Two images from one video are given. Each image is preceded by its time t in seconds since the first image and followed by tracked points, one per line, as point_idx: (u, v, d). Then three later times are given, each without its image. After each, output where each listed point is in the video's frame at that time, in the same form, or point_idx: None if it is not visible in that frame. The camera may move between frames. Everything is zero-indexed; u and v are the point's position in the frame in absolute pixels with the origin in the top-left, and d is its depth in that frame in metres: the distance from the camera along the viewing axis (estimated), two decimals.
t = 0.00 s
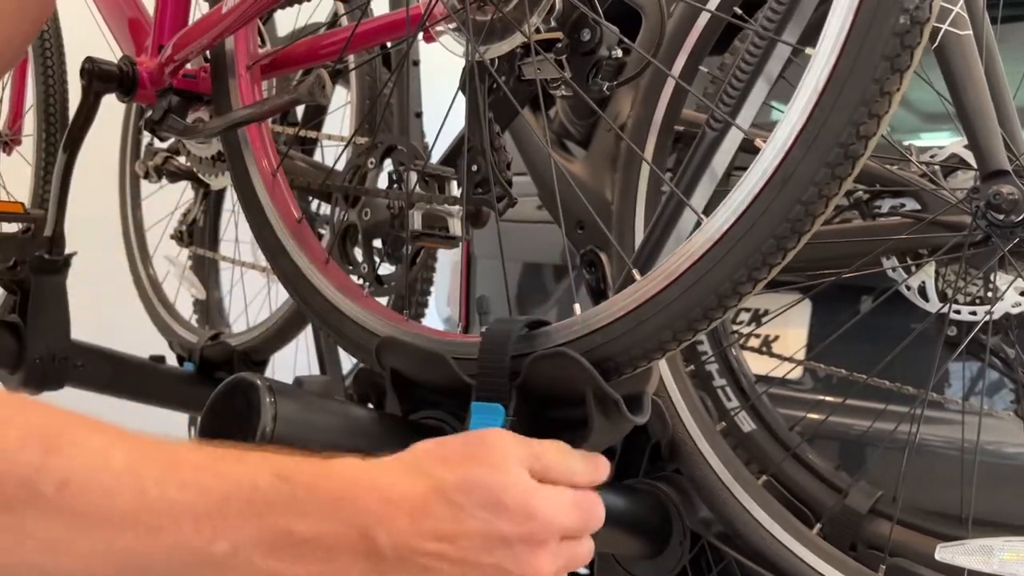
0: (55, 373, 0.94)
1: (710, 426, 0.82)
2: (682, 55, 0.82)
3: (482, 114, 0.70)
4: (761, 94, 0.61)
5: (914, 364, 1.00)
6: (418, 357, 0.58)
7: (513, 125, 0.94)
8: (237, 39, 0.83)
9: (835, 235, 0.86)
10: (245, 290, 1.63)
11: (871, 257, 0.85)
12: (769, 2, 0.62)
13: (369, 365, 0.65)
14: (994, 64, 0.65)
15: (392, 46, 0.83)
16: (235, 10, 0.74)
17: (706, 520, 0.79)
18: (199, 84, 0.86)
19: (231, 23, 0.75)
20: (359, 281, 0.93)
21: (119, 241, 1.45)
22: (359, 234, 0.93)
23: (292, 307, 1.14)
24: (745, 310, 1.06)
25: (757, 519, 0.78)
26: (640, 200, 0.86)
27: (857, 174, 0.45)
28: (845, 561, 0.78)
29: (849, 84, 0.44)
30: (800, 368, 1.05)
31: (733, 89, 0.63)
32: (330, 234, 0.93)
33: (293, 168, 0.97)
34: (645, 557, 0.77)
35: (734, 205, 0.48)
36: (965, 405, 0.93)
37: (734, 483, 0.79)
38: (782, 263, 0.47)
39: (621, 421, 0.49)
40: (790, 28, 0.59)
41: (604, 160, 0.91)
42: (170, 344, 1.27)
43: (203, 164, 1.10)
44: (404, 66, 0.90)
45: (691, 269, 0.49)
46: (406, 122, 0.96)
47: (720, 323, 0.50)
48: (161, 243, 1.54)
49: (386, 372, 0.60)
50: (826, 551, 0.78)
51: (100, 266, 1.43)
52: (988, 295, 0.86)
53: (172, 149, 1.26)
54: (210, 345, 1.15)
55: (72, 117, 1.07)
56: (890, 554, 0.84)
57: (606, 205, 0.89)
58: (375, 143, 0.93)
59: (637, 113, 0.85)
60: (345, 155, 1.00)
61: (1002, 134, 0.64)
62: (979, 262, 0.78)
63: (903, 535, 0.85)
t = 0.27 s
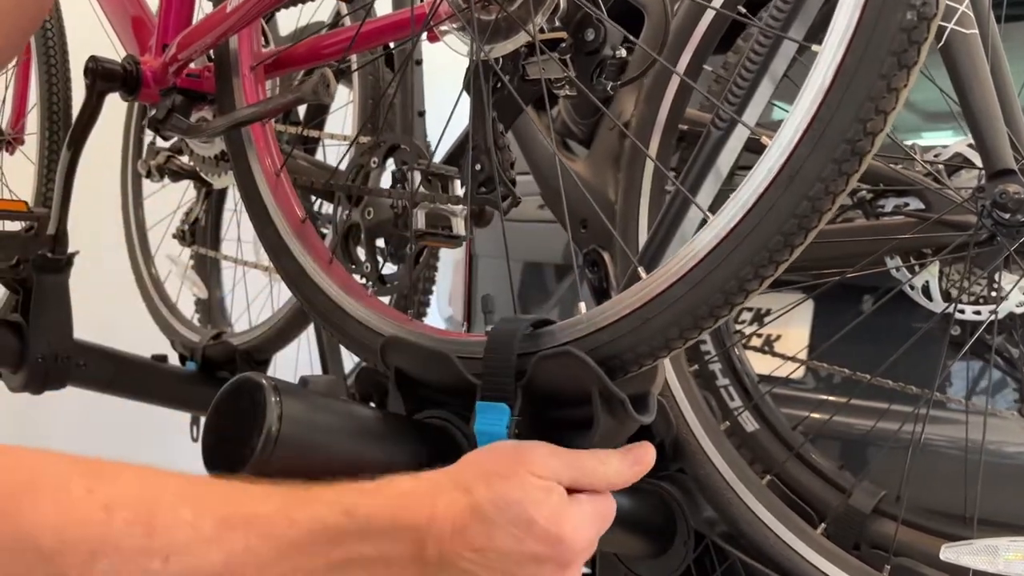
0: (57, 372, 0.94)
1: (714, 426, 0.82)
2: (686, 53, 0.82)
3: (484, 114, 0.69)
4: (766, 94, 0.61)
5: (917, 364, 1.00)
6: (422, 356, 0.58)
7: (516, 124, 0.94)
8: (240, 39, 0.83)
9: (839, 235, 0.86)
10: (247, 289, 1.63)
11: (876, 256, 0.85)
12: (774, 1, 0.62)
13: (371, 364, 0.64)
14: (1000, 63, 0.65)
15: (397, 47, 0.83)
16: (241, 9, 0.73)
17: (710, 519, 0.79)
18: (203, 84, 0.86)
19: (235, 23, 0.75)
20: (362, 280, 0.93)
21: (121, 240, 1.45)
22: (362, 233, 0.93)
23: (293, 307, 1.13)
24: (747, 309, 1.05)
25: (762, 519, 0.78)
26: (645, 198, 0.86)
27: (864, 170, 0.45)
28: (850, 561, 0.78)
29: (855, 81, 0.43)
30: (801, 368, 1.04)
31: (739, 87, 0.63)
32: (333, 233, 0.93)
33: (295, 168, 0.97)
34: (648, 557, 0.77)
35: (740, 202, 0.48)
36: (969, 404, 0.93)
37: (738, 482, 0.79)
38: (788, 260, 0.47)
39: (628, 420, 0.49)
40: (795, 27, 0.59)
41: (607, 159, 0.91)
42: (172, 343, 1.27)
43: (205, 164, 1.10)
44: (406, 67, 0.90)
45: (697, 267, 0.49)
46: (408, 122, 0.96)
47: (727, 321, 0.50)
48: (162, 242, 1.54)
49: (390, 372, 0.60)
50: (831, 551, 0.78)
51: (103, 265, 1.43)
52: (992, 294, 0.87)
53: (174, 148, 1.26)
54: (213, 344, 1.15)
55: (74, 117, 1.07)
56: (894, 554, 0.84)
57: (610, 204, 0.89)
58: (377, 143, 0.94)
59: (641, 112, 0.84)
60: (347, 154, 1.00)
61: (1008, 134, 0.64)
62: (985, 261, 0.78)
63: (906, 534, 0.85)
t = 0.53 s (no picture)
0: (60, 375, 0.93)
1: (720, 435, 0.81)
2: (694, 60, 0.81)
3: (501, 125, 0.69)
4: (775, 101, 0.60)
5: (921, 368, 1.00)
6: (429, 370, 0.57)
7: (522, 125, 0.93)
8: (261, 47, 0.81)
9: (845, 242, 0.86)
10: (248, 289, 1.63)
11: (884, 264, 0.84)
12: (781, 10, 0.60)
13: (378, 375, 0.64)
14: (1011, 72, 0.65)
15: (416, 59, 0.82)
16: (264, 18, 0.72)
17: (716, 528, 0.78)
18: (221, 91, 0.85)
19: (257, 32, 0.74)
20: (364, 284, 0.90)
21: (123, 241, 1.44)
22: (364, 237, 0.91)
23: (297, 310, 1.13)
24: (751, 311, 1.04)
25: (769, 528, 0.77)
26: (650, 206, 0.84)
27: (887, 210, 0.43)
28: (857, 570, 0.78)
29: (884, 120, 0.41)
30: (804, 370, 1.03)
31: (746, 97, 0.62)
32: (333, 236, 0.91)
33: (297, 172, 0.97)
34: (654, 565, 0.77)
35: (759, 235, 0.46)
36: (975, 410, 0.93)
37: (745, 491, 0.79)
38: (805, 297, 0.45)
39: (638, 438, 0.49)
40: (798, 45, 0.58)
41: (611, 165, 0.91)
42: (174, 346, 1.27)
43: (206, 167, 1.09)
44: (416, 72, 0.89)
45: (710, 299, 0.47)
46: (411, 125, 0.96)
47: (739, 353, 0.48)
48: (163, 243, 1.54)
49: (396, 385, 0.60)
50: (838, 560, 0.78)
51: (106, 267, 1.42)
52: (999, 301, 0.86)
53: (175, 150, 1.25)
54: (215, 347, 1.15)
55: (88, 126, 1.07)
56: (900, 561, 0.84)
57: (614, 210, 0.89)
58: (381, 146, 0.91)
59: (646, 119, 0.84)
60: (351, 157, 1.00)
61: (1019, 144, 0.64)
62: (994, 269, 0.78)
63: (913, 541, 0.85)
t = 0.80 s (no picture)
0: (63, 371, 0.94)
1: (720, 429, 0.82)
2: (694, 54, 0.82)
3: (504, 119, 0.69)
4: (772, 94, 0.61)
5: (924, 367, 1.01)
6: (429, 358, 0.58)
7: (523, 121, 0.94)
8: (267, 44, 0.82)
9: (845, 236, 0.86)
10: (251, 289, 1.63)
11: (883, 258, 0.84)
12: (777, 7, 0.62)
13: (379, 366, 0.65)
14: (1007, 63, 0.65)
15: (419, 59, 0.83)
16: (272, 10, 0.72)
17: (716, 521, 0.78)
18: (227, 88, 0.86)
19: (262, 27, 0.74)
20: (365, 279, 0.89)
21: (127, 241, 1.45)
22: (365, 233, 0.91)
23: (298, 307, 1.14)
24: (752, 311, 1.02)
25: (769, 520, 0.77)
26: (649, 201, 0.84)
27: (882, 190, 0.43)
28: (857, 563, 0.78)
29: (878, 100, 0.41)
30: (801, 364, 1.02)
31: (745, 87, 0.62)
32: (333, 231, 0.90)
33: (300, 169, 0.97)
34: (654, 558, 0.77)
35: (756, 218, 0.46)
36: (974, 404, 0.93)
37: (745, 484, 0.79)
38: (802, 280, 0.45)
39: (636, 424, 0.49)
40: (798, 35, 0.59)
41: (610, 160, 0.92)
42: (176, 344, 1.28)
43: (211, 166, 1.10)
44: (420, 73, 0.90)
45: (707, 281, 0.47)
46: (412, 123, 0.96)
47: (737, 336, 0.48)
48: (166, 243, 1.55)
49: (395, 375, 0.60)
50: (838, 553, 0.78)
51: (110, 266, 1.43)
52: (999, 295, 0.86)
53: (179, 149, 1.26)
54: (218, 345, 1.16)
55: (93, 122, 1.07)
56: (900, 555, 0.84)
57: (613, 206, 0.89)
58: (382, 142, 0.91)
59: (646, 114, 0.85)
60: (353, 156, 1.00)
61: (1016, 134, 0.64)
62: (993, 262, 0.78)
63: (912, 536, 0.85)
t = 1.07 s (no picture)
0: (73, 374, 0.93)
1: (735, 436, 0.81)
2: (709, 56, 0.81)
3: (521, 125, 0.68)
4: (792, 102, 0.61)
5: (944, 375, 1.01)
6: (447, 368, 0.57)
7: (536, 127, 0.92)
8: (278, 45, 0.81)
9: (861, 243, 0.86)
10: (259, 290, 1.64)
11: (900, 264, 0.84)
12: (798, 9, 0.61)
13: (394, 374, 0.64)
14: None
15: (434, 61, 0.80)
16: (284, 12, 0.71)
17: (731, 529, 0.78)
18: (237, 89, 0.86)
19: (273, 31, 0.73)
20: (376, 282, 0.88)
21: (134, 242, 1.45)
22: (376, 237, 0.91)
23: (307, 310, 1.13)
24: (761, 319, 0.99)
25: (784, 529, 0.77)
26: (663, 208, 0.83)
27: (912, 204, 0.43)
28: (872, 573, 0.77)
29: (910, 113, 0.41)
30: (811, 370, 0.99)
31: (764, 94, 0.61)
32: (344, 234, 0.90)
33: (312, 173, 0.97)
34: (668, 566, 0.77)
35: (783, 231, 0.46)
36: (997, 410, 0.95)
37: (760, 492, 0.78)
38: (829, 294, 0.45)
39: (656, 435, 0.49)
40: (819, 42, 0.59)
41: (623, 164, 0.91)
42: (184, 345, 1.28)
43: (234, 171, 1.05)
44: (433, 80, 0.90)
45: (732, 295, 0.47)
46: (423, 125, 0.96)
47: (762, 350, 0.48)
48: (174, 244, 1.54)
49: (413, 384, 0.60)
50: (854, 562, 0.77)
51: (118, 266, 1.43)
52: (1015, 302, 0.86)
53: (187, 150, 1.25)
54: (226, 348, 1.15)
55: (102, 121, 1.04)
56: (914, 564, 0.83)
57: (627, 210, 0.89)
58: (393, 146, 0.91)
59: (661, 117, 0.84)
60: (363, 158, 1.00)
61: None
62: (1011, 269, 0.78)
63: (927, 544, 0.84)
